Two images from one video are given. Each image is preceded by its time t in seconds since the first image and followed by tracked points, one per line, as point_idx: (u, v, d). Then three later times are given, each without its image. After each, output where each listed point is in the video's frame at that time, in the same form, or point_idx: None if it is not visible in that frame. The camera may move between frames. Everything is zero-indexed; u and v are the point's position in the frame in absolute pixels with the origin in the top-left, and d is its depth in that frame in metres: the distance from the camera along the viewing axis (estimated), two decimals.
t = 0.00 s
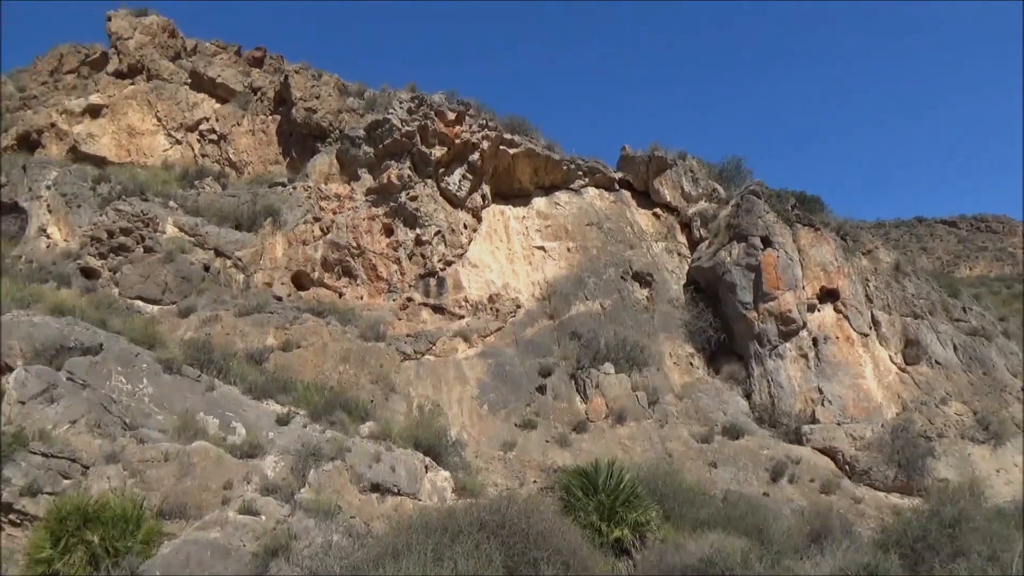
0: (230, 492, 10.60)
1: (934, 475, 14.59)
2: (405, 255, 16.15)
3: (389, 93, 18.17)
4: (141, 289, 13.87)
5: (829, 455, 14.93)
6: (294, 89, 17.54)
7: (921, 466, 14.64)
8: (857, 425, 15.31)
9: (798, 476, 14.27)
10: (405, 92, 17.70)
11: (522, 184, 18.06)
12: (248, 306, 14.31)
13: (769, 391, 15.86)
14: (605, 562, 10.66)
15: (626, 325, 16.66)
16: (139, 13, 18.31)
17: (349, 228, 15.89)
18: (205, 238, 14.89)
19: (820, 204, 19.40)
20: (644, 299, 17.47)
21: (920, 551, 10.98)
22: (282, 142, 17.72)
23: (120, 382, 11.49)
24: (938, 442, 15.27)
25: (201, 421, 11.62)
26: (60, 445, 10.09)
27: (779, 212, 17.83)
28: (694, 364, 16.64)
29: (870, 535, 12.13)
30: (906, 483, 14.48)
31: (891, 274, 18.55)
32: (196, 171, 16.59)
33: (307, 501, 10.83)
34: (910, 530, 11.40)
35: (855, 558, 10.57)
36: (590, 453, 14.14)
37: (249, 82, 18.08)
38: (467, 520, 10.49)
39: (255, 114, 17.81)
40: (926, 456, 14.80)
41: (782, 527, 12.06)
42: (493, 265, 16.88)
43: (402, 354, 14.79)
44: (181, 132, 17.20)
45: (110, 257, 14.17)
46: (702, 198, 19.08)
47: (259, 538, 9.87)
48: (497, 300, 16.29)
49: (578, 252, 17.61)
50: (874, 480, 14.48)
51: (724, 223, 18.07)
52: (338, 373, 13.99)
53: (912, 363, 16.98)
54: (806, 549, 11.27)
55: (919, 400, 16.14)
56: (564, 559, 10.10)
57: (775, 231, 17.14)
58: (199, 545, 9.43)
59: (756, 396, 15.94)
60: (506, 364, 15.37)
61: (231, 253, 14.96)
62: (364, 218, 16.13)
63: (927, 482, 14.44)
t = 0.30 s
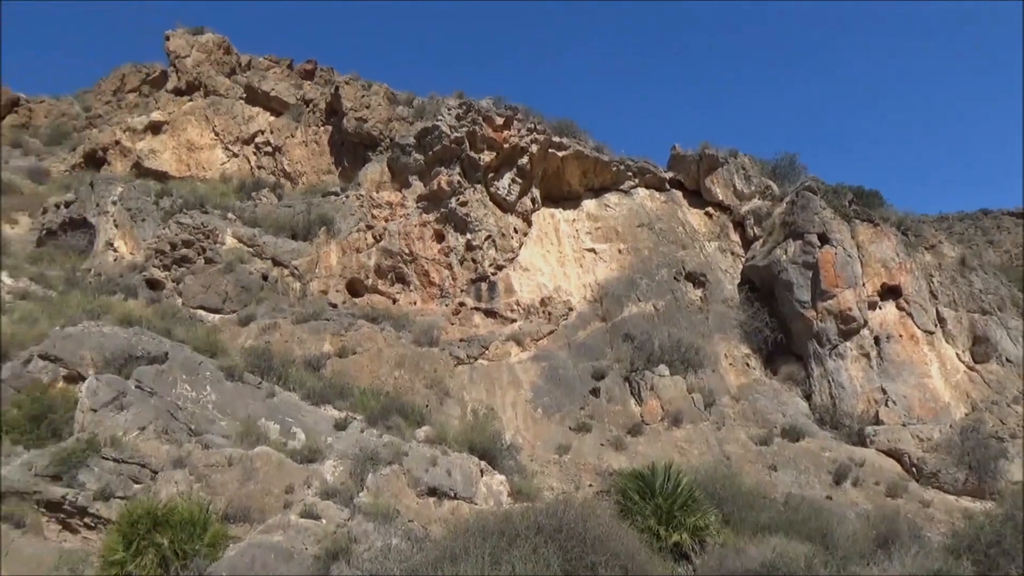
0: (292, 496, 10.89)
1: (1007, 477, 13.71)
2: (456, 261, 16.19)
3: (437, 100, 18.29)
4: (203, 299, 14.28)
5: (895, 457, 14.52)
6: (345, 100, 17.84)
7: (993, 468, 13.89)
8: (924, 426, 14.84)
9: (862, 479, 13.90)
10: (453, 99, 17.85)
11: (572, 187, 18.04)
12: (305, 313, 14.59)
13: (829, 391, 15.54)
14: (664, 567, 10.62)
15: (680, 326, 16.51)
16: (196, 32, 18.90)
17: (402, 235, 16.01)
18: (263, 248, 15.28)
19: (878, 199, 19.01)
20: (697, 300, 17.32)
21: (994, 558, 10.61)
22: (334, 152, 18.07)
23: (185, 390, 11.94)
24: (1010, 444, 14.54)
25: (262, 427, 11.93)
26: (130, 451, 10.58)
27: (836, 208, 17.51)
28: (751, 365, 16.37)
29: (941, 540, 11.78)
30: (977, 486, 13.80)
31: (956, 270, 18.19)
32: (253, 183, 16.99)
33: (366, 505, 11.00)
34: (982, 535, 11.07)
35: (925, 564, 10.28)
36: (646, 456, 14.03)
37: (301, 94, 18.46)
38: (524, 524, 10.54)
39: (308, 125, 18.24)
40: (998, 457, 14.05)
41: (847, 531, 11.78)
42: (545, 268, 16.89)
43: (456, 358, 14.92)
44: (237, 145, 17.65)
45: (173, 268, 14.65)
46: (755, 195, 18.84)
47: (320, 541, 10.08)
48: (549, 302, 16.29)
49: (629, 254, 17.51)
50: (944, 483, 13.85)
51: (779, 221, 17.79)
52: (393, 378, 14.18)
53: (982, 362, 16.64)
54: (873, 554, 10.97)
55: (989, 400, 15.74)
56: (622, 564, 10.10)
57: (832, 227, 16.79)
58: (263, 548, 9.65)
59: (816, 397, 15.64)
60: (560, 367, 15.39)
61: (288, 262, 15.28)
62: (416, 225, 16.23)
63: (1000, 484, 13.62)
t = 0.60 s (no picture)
0: (343, 499, 11.07)
1: None
2: (501, 264, 16.17)
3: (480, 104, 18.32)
4: (255, 306, 14.54)
5: (955, 459, 14.13)
6: (388, 106, 18.01)
7: None
8: (986, 427, 14.39)
9: (921, 482, 13.47)
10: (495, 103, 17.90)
11: (615, 188, 17.87)
12: (353, 319, 14.77)
13: (885, 392, 15.25)
14: (715, 569, 10.57)
15: (729, 326, 16.31)
16: (244, 45, 19.45)
17: (447, 239, 16.19)
18: (311, 255, 15.53)
19: (933, 193, 18.52)
20: (745, 299, 17.11)
21: None
22: (378, 159, 18.06)
23: (239, 395, 12.20)
24: None
25: (313, 431, 12.14)
26: (187, 455, 10.91)
27: (889, 204, 17.18)
28: (802, 366, 16.17)
29: (1004, 546, 11.42)
30: None
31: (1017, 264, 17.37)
32: (300, 192, 17.27)
33: (416, 508, 11.13)
34: None
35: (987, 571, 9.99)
36: (695, 459, 13.91)
37: (346, 102, 18.65)
38: (573, 527, 10.56)
39: (353, 132, 18.30)
40: None
41: (906, 537, 11.46)
42: (589, 270, 16.78)
43: (501, 361, 14.90)
44: (285, 154, 18.03)
45: (226, 275, 14.97)
46: (804, 192, 18.51)
47: (372, 543, 10.22)
48: (595, 304, 16.15)
49: (675, 254, 17.29)
50: (1007, 486, 13.40)
51: (829, 217, 17.40)
52: (440, 381, 14.21)
53: None
54: (933, 559, 10.72)
55: None
56: (673, 567, 10.05)
57: (885, 223, 16.40)
58: (317, 549, 9.84)
59: (872, 398, 15.36)
60: (607, 368, 15.30)
61: (336, 267, 15.53)
62: (460, 229, 16.40)
63: None
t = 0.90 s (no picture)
0: (402, 501, 11.21)
1: None
2: (553, 265, 16.17)
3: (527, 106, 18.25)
4: (312, 312, 14.82)
5: None
6: (437, 112, 18.17)
7: None
8: None
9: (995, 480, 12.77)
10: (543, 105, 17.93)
11: (666, 186, 17.66)
12: (407, 323, 14.93)
13: (953, 388, 14.86)
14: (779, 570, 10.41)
15: (786, 323, 15.99)
16: (295, 58, 19.91)
17: (497, 242, 16.19)
18: (365, 261, 15.82)
19: (998, 180, 17.95)
20: (803, 296, 16.68)
21: None
22: (428, 165, 18.28)
23: (299, 400, 12.45)
24: None
25: (371, 434, 12.34)
26: (252, 459, 11.23)
27: (952, 193, 16.78)
28: (865, 362, 15.82)
29: None
30: None
31: None
32: (353, 200, 17.65)
33: (474, 510, 11.22)
34: None
35: None
36: (755, 459, 13.63)
37: (395, 110, 18.85)
38: (632, 529, 10.55)
39: (402, 139, 18.56)
40: None
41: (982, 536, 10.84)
42: (641, 269, 16.65)
43: (555, 363, 14.89)
44: (337, 163, 18.33)
45: (284, 283, 15.29)
46: (861, 184, 18.05)
47: (432, 545, 10.31)
48: (648, 303, 16.03)
49: (729, 251, 16.96)
50: None
51: (889, 209, 17.00)
52: (494, 384, 14.26)
53: None
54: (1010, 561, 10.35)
55: None
56: (736, 568, 9.92)
57: (948, 214, 15.98)
58: (379, 551, 9.96)
59: (939, 394, 14.98)
60: (662, 368, 15.17)
61: (389, 273, 15.74)
62: (511, 231, 16.38)
63: None
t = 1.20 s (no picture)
0: (453, 502, 11.28)
1: None
2: (598, 265, 15.96)
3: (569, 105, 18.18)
4: (360, 316, 15.01)
5: None
6: (479, 115, 18.19)
7: None
8: None
9: None
10: (585, 104, 17.81)
11: (712, 182, 17.25)
12: (454, 325, 15.03)
13: (1018, 383, 13.74)
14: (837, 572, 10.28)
15: (839, 320, 15.43)
16: (337, 66, 20.37)
17: (542, 243, 16.11)
18: (411, 265, 16.00)
19: None
20: (856, 291, 16.13)
21: None
22: (471, 167, 18.28)
23: (349, 403, 12.61)
24: None
25: (421, 435, 12.45)
26: (305, 461, 11.42)
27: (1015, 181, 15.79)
28: (923, 358, 15.05)
29: None
30: None
31: None
32: (398, 205, 17.87)
33: (525, 510, 11.24)
34: None
35: None
36: (809, 459, 13.27)
37: (438, 114, 19.00)
38: (686, 531, 10.51)
39: (445, 143, 18.64)
40: None
41: None
42: (688, 267, 16.32)
43: (602, 363, 14.76)
44: (382, 168, 18.58)
45: (332, 288, 15.52)
46: (915, 174, 17.38)
47: (483, 547, 10.35)
48: (695, 302, 15.72)
49: (777, 247, 16.51)
50: None
51: (945, 199, 16.22)
52: (542, 385, 14.22)
53: None
54: None
55: None
56: (793, 570, 9.74)
57: (1009, 203, 15.04)
58: (431, 552, 10.02)
59: (1002, 390, 13.90)
60: (712, 367, 14.87)
61: (435, 276, 15.90)
62: (555, 232, 16.24)
63: None
